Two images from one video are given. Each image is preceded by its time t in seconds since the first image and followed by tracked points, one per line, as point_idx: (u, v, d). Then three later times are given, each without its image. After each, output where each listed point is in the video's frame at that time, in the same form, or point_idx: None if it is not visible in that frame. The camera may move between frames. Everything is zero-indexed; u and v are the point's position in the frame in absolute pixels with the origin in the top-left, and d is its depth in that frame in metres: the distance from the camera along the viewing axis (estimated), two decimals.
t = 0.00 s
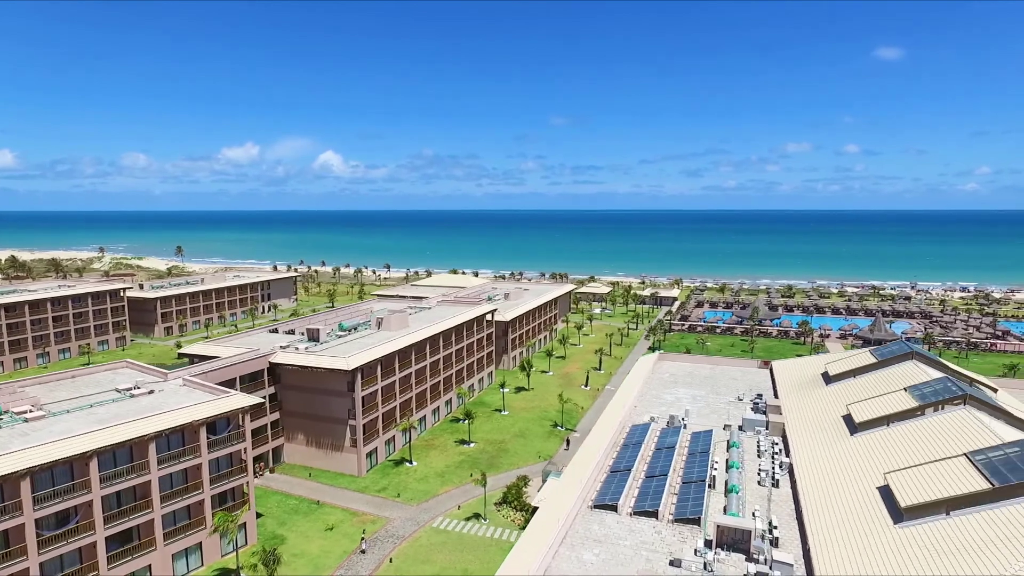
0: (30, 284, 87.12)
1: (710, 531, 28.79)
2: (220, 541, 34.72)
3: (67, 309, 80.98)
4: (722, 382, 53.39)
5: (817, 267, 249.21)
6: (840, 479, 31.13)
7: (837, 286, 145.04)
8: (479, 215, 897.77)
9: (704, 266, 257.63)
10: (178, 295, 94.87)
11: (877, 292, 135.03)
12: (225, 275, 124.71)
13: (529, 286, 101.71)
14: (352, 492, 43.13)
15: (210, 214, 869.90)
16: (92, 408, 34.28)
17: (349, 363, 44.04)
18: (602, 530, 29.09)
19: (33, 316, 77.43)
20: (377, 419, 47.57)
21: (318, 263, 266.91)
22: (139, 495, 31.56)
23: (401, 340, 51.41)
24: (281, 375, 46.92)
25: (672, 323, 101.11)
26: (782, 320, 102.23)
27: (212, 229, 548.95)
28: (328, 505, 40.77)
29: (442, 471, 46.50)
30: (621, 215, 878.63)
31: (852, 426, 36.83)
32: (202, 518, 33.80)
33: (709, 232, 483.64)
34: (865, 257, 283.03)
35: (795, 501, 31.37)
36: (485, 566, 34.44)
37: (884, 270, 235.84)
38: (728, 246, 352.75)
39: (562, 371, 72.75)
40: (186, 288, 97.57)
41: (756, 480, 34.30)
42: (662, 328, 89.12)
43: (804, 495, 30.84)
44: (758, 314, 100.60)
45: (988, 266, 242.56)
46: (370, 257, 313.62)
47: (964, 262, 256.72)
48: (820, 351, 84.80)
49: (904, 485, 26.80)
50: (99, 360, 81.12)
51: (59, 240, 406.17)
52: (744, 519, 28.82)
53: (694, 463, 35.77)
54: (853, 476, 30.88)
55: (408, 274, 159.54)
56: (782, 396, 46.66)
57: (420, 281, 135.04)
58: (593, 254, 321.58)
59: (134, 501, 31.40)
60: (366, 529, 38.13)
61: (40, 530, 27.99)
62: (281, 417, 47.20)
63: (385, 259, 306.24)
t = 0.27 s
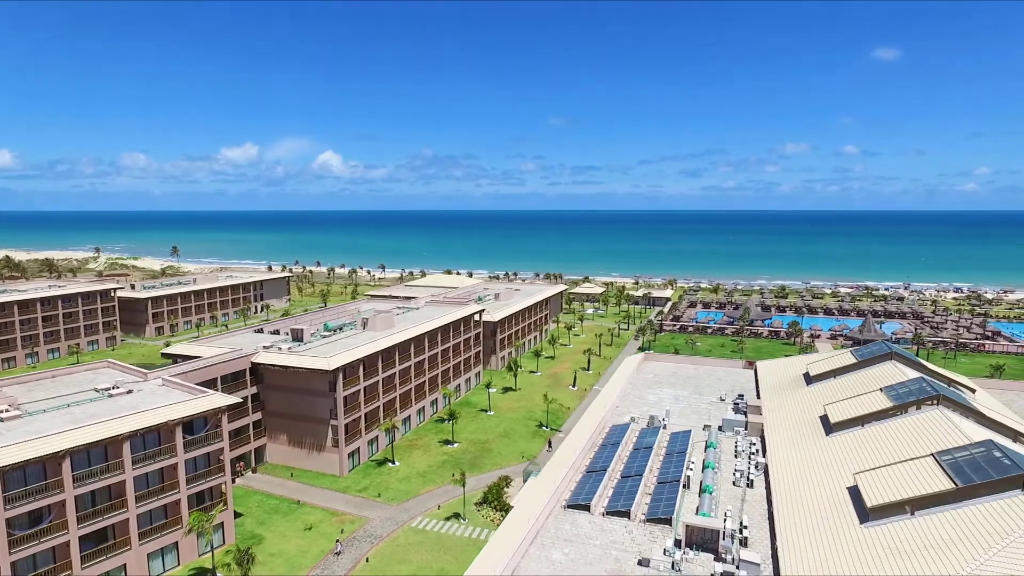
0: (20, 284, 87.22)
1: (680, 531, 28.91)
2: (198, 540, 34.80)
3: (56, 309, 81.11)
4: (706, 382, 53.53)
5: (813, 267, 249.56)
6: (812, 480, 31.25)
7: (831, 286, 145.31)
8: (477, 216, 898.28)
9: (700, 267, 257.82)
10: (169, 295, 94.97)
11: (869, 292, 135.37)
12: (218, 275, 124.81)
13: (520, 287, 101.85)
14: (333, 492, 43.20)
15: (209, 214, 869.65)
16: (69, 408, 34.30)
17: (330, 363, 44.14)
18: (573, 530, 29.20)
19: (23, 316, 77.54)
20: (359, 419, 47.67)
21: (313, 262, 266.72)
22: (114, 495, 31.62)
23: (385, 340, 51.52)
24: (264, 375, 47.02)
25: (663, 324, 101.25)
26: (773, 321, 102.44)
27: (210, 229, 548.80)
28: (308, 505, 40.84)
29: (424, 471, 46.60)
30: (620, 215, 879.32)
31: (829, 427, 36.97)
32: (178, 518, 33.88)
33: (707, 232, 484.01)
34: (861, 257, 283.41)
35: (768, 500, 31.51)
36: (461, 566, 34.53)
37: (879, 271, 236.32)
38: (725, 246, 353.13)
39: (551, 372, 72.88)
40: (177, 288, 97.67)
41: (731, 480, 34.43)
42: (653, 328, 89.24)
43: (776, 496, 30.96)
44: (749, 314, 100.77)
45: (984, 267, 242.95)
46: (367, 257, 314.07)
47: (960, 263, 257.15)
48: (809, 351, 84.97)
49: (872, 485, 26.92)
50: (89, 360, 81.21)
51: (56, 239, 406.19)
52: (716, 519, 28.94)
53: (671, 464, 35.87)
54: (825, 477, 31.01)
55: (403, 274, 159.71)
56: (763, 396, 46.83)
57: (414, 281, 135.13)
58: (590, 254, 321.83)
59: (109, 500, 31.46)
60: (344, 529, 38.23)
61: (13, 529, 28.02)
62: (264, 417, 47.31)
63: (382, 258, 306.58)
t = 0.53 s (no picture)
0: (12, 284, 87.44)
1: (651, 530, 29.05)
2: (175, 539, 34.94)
3: (46, 309, 81.34)
4: (690, 382, 53.63)
5: (810, 268, 249.81)
6: (784, 479, 31.37)
7: (825, 287, 145.46)
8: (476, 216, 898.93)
9: (697, 267, 257.93)
10: (161, 295, 95.13)
11: (863, 293, 135.56)
12: (212, 275, 125.06)
13: (512, 287, 101.98)
14: (314, 491, 43.34)
15: (208, 214, 869.79)
16: (47, 408, 34.42)
17: (312, 363, 44.23)
18: (544, 529, 29.32)
19: (13, 316, 77.76)
20: (342, 419, 47.77)
21: (310, 262, 266.81)
22: (90, 494, 31.72)
23: (369, 340, 51.62)
24: (247, 375, 47.12)
25: (655, 324, 101.36)
26: (765, 321, 102.56)
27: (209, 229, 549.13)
28: (288, 505, 40.97)
29: (407, 471, 46.73)
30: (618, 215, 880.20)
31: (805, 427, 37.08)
32: (155, 517, 34.00)
33: (705, 233, 484.24)
34: (858, 258, 283.59)
35: (741, 500, 31.60)
36: (437, 565, 34.65)
37: (875, 271, 236.64)
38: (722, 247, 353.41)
39: (540, 372, 72.99)
40: (169, 288, 97.86)
41: (706, 480, 34.55)
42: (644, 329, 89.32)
43: (748, 495, 31.10)
44: (741, 315, 100.89)
45: (980, 267, 243.18)
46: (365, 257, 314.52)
47: (956, 263, 257.37)
48: (800, 351, 85.08)
49: (840, 485, 27.03)
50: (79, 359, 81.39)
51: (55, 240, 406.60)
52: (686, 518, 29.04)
53: (648, 463, 35.96)
54: (797, 476, 31.12)
55: (398, 274, 160.02)
56: (744, 396, 46.95)
57: (408, 282, 135.31)
58: (587, 254, 322.07)
59: (85, 499, 31.57)
60: (323, 528, 38.35)
61: None
62: (247, 417, 47.41)
63: (380, 259, 306.98)
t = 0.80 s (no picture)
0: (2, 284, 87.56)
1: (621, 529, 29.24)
2: (152, 539, 35.02)
3: (36, 309, 81.47)
4: (674, 382, 53.82)
5: (805, 268, 250.35)
6: (756, 478, 31.56)
7: (817, 287, 145.80)
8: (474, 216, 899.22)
9: (693, 267, 258.30)
10: (152, 295, 95.17)
11: (855, 293, 135.93)
12: (204, 275, 125.20)
13: (504, 287, 102.17)
14: (295, 491, 43.46)
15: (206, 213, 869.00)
16: (23, 408, 34.50)
17: (293, 363, 44.36)
18: (516, 529, 29.48)
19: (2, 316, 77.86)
20: (325, 418, 47.86)
21: (306, 262, 267.06)
22: (65, 493, 31.80)
23: (353, 339, 51.77)
24: (229, 375, 47.26)
25: (646, 324, 101.56)
26: (756, 321, 102.81)
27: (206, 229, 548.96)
28: (269, 504, 41.10)
29: (389, 471, 46.86)
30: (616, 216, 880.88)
31: (781, 426, 37.25)
32: (132, 516, 34.09)
33: (703, 233, 484.81)
34: (854, 258, 284.10)
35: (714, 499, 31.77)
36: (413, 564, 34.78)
37: (870, 272, 237.25)
38: (719, 247, 353.92)
39: (528, 372, 73.11)
40: (160, 288, 98.01)
41: (681, 479, 34.74)
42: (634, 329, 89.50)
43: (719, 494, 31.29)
44: (732, 315, 101.15)
45: (975, 268, 243.96)
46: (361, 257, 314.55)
47: (951, 263, 258.01)
48: (789, 351, 85.32)
49: (807, 485, 27.21)
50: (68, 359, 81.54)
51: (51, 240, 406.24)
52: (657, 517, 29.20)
53: (624, 463, 36.11)
54: (769, 475, 31.30)
55: (392, 274, 160.15)
56: (725, 396, 47.16)
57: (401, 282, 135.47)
58: (584, 254, 322.36)
59: (60, 498, 31.65)
60: (302, 528, 38.49)
61: None
62: (229, 417, 47.55)
63: (376, 259, 307.17)
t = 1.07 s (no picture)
0: None
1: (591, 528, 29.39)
2: (128, 538, 35.14)
3: (25, 309, 81.64)
4: (657, 381, 53.96)
5: (801, 268, 250.70)
6: (728, 477, 31.72)
7: (811, 287, 146.06)
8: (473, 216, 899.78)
9: (689, 267, 258.63)
10: (143, 295, 95.19)
11: (848, 293, 136.12)
12: (197, 275, 125.38)
13: (495, 287, 102.33)
14: (276, 490, 43.59)
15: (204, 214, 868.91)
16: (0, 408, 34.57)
17: (275, 363, 44.49)
18: (487, 528, 29.62)
19: None
20: (307, 418, 47.97)
21: (302, 263, 267.30)
22: (40, 493, 31.87)
23: (337, 339, 51.89)
24: (212, 375, 47.38)
25: (637, 324, 101.71)
26: (747, 321, 102.96)
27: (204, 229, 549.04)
28: (248, 503, 41.23)
29: (371, 470, 47.01)
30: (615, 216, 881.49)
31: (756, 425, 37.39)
32: (108, 515, 34.21)
33: (700, 233, 485.08)
34: (850, 258, 284.49)
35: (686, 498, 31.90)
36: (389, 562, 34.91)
37: (866, 272, 237.63)
38: (715, 247, 354.20)
39: (516, 372, 73.25)
40: (151, 288, 98.16)
41: (656, 478, 34.88)
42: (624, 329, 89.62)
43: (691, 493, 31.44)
44: (723, 315, 101.34)
45: (970, 268, 244.38)
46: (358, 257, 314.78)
47: (947, 264, 258.36)
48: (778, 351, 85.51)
49: (774, 484, 27.40)
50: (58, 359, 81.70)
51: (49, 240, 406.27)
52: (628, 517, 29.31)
53: (600, 463, 36.24)
54: (740, 474, 31.45)
55: (387, 274, 160.24)
56: (706, 396, 47.30)
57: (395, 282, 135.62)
58: (581, 255, 322.53)
59: (35, 498, 31.72)
60: (280, 527, 38.62)
61: None
62: (211, 417, 47.67)
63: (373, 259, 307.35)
